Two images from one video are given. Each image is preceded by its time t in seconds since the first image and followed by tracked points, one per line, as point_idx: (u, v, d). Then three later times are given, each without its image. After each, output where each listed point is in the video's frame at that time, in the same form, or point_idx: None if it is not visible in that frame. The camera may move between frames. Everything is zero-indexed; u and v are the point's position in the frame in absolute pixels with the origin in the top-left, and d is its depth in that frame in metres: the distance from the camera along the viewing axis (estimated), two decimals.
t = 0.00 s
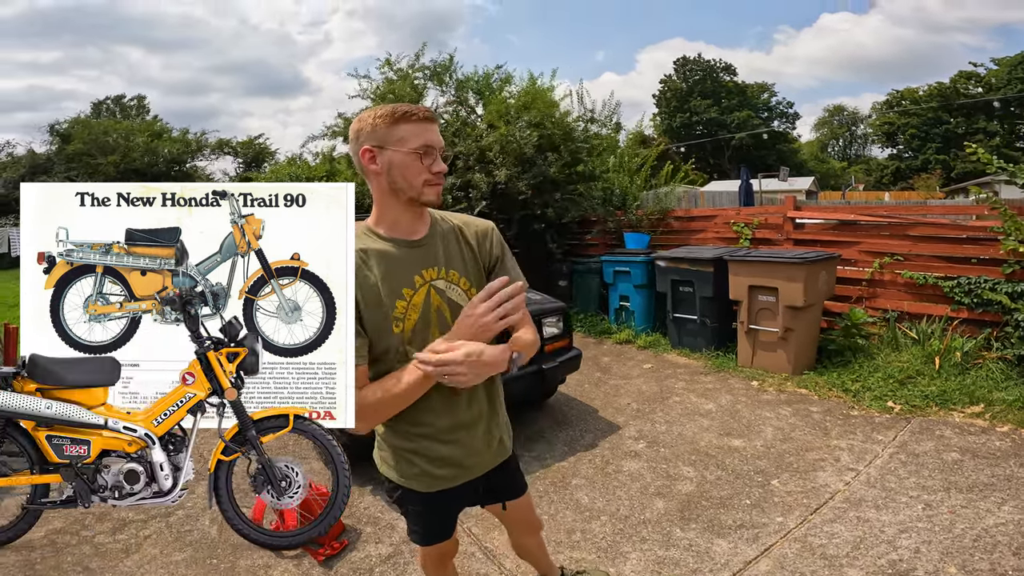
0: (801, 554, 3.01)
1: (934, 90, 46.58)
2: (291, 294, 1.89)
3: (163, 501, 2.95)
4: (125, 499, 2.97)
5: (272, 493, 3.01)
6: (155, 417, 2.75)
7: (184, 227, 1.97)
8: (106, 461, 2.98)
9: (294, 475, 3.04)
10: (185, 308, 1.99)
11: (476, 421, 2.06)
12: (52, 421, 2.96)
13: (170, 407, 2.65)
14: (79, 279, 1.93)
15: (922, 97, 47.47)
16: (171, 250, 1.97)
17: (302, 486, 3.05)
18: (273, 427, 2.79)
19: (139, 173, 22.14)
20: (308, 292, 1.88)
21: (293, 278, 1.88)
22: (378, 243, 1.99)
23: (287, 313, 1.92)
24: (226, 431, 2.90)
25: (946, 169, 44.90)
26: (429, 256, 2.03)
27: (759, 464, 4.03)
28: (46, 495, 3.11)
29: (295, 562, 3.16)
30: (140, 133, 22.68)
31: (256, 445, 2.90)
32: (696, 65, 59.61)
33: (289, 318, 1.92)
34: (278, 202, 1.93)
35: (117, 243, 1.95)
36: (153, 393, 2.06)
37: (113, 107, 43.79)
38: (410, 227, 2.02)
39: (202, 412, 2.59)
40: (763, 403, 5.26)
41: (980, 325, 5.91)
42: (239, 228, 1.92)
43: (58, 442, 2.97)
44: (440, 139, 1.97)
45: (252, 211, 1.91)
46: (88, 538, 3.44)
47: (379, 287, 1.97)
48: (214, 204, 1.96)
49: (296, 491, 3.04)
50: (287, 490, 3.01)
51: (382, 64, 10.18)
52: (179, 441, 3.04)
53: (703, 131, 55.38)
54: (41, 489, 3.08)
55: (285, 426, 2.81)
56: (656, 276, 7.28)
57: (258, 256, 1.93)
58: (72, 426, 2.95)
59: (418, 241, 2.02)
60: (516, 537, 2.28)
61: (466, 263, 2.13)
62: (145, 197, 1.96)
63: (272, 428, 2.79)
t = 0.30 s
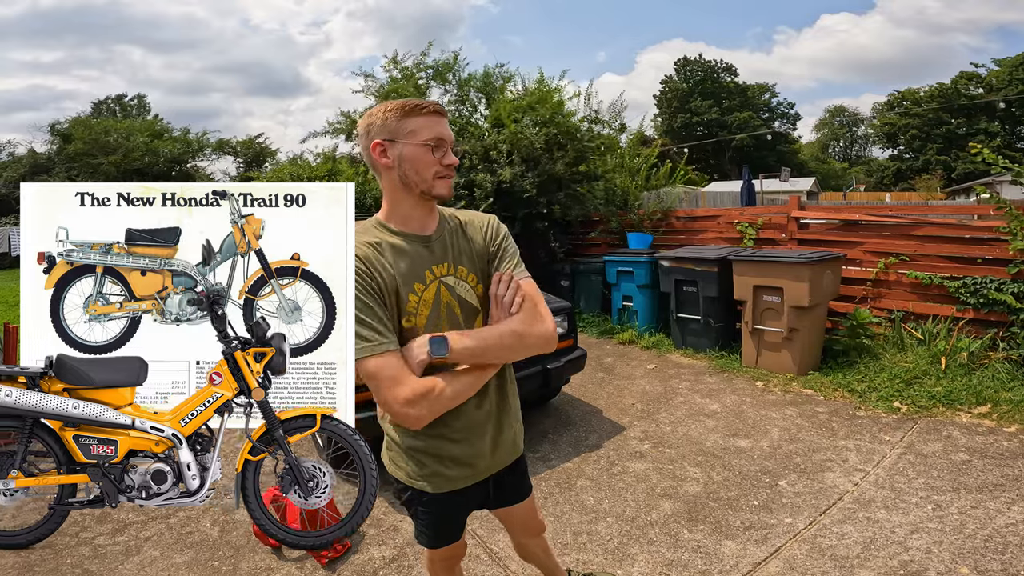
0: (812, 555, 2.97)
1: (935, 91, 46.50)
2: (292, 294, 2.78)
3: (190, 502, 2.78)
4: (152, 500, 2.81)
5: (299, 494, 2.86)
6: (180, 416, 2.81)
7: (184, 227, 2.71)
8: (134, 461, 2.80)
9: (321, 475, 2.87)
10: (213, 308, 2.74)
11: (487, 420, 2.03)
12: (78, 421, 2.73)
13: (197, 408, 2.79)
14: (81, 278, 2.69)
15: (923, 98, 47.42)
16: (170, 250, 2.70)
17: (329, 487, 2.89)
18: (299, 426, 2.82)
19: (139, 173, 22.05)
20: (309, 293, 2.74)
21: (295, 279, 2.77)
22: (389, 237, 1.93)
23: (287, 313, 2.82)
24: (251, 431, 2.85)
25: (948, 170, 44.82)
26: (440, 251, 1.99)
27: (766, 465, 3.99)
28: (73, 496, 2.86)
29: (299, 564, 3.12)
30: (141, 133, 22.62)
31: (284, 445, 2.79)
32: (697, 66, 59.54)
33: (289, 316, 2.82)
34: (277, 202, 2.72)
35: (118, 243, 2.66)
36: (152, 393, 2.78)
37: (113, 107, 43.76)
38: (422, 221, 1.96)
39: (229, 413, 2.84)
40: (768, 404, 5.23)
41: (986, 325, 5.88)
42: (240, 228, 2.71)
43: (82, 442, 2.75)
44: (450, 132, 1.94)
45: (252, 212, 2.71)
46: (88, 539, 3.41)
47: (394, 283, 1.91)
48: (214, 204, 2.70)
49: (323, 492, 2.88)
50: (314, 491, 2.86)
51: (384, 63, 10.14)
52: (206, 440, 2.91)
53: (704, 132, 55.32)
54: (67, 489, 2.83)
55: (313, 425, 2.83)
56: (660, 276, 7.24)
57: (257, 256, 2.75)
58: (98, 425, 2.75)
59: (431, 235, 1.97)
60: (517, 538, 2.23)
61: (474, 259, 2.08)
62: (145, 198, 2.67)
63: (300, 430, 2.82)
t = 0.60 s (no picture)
0: (815, 556, 2.95)
1: (937, 91, 46.42)
2: (291, 293, 2.39)
3: (217, 502, 2.78)
4: (177, 501, 2.79)
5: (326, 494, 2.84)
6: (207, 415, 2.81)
7: (183, 227, 2.24)
8: (161, 461, 2.78)
9: (347, 476, 2.84)
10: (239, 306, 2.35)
11: (488, 422, 2.01)
12: (106, 421, 2.66)
13: (225, 406, 2.76)
14: (79, 279, 2.16)
15: (924, 99, 47.39)
16: (170, 250, 2.22)
17: (354, 487, 2.84)
18: (327, 426, 2.79)
19: (141, 173, 22.09)
20: (308, 293, 2.31)
21: (293, 277, 2.30)
22: (391, 236, 1.92)
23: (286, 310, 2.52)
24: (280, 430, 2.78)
25: (950, 171, 44.73)
26: (443, 252, 1.98)
27: (769, 466, 3.97)
28: (101, 496, 2.75)
29: (300, 565, 3.11)
30: (142, 133, 22.63)
31: (312, 445, 2.76)
32: (698, 67, 59.50)
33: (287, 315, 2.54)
34: (278, 202, 2.27)
35: (117, 243, 2.17)
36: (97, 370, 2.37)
37: (114, 107, 43.80)
38: (424, 220, 1.95)
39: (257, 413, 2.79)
40: (771, 405, 5.20)
41: (989, 326, 5.86)
42: (239, 228, 2.25)
43: (109, 442, 2.70)
44: (450, 129, 1.90)
45: (252, 212, 2.26)
46: (88, 540, 3.39)
47: (395, 282, 1.89)
48: (214, 204, 2.24)
49: (351, 492, 2.83)
50: (341, 491, 2.82)
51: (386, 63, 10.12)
52: (233, 441, 2.92)
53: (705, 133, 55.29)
54: (95, 490, 2.73)
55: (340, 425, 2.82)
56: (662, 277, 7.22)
57: (258, 256, 2.30)
58: (125, 426, 2.70)
59: (433, 235, 1.96)
60: (521, 540, 2.21)
61: (477, 262, 2.08)
62: (145, 198, 2.20)
63: (326, 429, 2.80)
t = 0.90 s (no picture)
0: (814, 557, 2.96)
1: (942, 91, 46.26)
2: (291, 295, 1.86)
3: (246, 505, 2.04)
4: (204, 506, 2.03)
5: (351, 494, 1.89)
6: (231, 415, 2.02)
7: (184, 227, 1.87)
8: (187, 461, 2.02)
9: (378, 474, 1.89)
10: (267, 307, 1.88)
11: (487, 425, 2.03)
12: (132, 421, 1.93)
13: (252, 405, 1.97)
14: (77, 282, 1.81)
15: (929, 99, 47.27)
16: (171, 249, 1.85)
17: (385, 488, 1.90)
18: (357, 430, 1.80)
19: (147, 174, 22.25)
20: (308, 292, 1.84)
21: (293, 278, 1.85)
22: (393, 236, 1.94)
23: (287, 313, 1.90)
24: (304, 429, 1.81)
25: (955, 171, 44.56)
26: (441, 255, 2.01)
27: (769, 467, 3.97)
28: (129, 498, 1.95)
29: (300, 564, 3.13)
30: (147, 134, 22.77)
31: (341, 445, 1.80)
32: (702, 68, 59.46)
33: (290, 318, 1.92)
34: (278, 202, 1.87)
35: (117, 242, 1.83)
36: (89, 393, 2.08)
37: (120, 108, 44.07)
38: (426, 222, 1.98)
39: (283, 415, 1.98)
40: (772, 406, 5.20)
41: (992, 328, 5.87)
42: (239, 228, 1.85)
43: (135, 442, 1.95)
44: (450, 130, 1.92)
45: (251, 210, 1.85)
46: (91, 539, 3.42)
47: (395, 283, 1.92)
48: (214, 204, 1.87)
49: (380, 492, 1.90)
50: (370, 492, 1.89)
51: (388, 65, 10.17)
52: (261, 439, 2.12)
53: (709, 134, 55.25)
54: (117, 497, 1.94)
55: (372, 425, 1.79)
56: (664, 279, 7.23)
57: (258, 256, 1.86)
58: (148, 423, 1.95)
59: (433, 237, 2.00)
60: (518, 540, 2.22)
61: (476, 267, 2.12)
62: (144, 197, 1.85)
63: (354, 430, 1.80)
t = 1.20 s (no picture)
0: (810, 557, 2.98)
1: (943, 92, 46.20)
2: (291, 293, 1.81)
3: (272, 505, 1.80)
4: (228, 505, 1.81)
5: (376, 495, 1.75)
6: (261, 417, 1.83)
7: (184, 228, 1.82)
8: (214, 462, 1.78)
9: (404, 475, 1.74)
10: (294, 308, 1.77)
11: (488, 423, 2.05)
12: (160, 421, 1.74)
13: (279, 406, 1.82)
14: (77, 280, 1.76)
15: (931, 98, 47.24)
16: (170, 249, 1.80)
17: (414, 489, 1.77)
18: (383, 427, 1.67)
19: (149, 174, 22.36)
20: (308, 293, 1.82)
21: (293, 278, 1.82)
22: (398, 236, 1.97)
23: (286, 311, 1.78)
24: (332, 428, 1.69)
25: (957, 172, 44.48)
26: (442, 259, 2.05)
27: (767, 468, 3.99)
28: (156, 497, 1.76)
29: (300, 563, 3.15)
30: (149, 135, 22.85)
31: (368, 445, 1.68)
32: (703, 68, 59.46)
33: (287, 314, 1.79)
34: (278, 202, 1.84)
35: (117, 242, 1.80)
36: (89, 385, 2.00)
37: (122, 108, 44.24)
38: (427, 228, 2.02)
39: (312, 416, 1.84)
40: (771, 407, 5.22)
41: (991, 328, 5.88)
42: (239, 228, 1.82)
43: (162, 442, 1.75)
44: (463, 147, 1.95)
45: (251, 211, 1.82)
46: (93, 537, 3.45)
47: (400, 282, 1.94)
48: (214, 204, 1.83)
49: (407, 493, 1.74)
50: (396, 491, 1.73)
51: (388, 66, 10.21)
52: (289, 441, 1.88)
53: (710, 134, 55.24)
54: (149, 491, 1.74)
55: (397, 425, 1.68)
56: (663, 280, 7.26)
57: (258, 256, 1.83)
58: (179, 425, 1.75)
59: (435, 241, 2.04)
60: (517, 539, 2.25)
61: (473, 272, 2.17)
62: (145, 196, 1.81)
63: (380, 430, 1.68)
